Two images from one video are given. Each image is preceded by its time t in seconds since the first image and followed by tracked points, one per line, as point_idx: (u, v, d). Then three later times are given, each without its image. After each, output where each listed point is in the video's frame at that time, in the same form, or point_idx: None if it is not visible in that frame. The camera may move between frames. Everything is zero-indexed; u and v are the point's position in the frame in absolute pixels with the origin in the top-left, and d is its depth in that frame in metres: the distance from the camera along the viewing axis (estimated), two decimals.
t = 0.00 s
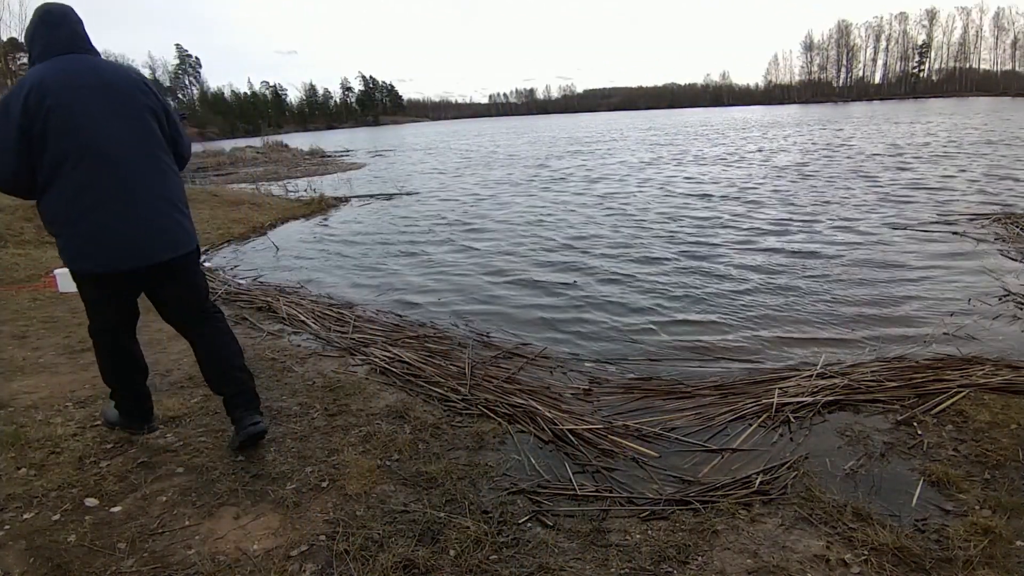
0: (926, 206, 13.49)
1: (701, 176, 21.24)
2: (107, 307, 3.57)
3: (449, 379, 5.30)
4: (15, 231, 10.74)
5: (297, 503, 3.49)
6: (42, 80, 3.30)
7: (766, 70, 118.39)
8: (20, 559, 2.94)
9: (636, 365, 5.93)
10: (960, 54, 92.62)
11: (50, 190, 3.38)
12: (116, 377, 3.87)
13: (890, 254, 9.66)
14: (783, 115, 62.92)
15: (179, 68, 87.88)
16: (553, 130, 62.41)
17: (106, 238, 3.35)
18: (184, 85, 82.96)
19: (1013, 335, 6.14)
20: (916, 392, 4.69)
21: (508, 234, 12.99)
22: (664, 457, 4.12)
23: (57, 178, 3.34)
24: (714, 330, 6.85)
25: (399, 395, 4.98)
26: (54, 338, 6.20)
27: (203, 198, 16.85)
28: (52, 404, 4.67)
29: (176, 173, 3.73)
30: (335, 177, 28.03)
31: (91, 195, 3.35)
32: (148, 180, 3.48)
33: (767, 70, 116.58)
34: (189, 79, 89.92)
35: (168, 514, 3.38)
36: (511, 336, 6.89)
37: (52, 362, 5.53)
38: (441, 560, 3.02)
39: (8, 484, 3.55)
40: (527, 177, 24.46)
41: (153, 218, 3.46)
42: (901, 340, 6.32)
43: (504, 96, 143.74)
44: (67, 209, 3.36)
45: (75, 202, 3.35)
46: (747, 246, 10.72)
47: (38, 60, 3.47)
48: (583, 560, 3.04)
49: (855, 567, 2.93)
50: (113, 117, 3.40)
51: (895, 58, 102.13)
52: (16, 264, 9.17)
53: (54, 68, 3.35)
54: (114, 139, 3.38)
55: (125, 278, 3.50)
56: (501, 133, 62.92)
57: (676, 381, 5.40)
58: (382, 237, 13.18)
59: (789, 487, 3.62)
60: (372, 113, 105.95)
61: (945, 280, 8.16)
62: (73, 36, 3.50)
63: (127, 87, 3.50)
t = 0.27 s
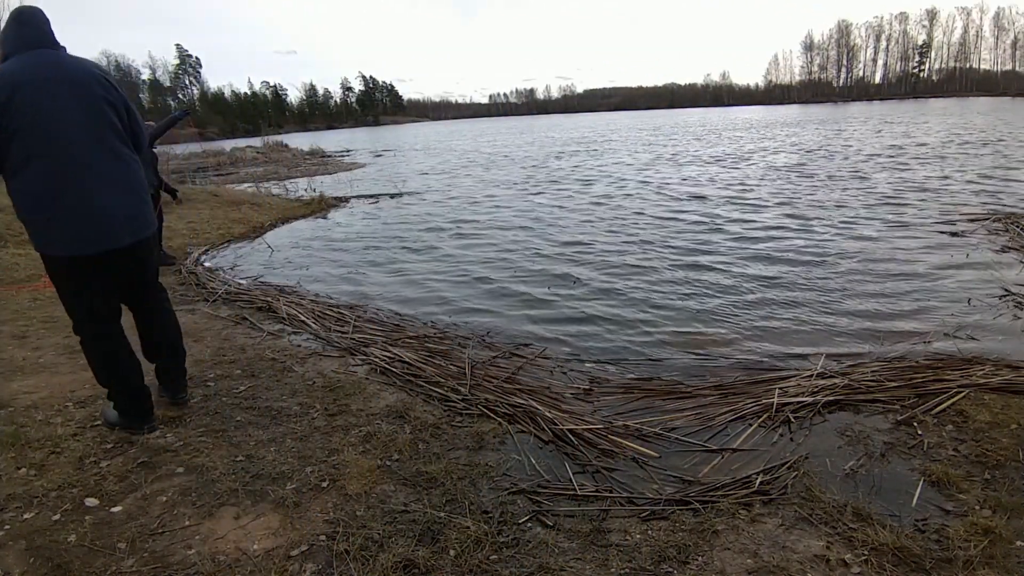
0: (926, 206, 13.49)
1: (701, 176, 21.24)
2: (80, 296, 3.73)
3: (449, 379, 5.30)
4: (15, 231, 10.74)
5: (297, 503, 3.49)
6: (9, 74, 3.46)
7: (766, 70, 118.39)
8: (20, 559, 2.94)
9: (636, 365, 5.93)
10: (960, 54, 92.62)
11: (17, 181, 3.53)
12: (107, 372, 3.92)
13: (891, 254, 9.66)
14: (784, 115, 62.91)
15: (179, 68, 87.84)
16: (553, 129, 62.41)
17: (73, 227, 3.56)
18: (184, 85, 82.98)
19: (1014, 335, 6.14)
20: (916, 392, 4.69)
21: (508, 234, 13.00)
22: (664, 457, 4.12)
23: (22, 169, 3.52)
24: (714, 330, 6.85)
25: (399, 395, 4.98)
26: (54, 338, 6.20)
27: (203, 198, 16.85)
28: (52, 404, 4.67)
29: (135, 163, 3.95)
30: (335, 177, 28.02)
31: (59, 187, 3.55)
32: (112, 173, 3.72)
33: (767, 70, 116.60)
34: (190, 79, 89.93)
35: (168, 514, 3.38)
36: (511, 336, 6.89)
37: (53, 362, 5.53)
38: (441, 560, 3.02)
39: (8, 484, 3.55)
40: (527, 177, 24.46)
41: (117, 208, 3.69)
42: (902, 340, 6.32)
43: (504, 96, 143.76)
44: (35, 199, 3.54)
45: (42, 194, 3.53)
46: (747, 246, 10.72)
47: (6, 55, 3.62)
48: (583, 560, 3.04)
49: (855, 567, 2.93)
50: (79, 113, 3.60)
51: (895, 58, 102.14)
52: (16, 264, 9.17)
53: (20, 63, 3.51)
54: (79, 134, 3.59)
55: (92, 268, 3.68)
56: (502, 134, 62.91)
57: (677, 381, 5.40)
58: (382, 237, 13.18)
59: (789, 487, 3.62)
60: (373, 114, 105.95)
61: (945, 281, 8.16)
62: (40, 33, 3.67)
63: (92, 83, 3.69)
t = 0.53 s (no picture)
0: (925, 206, 13.50)
1: (701, 176, 21.25)
2: (63, 296, 3.85)
3: (449, 379, 5.30)
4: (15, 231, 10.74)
5: (297, 503, 3.49)
6: (14, 88, 3.67)
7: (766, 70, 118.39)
8: (20, 559, 2.94)
9: (636, 365, 5.93)
10: (960, 54, 92.64)
11: (10, 186, 3.71)
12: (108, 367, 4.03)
13: (890, 254, 9.66)
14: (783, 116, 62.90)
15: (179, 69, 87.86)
16: (553, 129, 62.40)
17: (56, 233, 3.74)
18: (184, 85, 83.22)
19: (1013, 335, 6.14)
20: (916, 392, 4.69)
21: (508, 234, 13.00)
22: (664, 457, 4.12)
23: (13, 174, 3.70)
24: (713, 330, 6.85)
25: (399, 395, 4.98)
26: (54, 338, 6.20)
27: (203, 198, 16.85)
28: (52, 404, 4.67)
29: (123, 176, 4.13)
30: (335, 177, 28.03)
31: (49, 194, 3.73)
32: (98, 185, 3.90)
33: (767, 70, 116.70)
34: (190, 79, 89.93)
35: (168, 514, 3.38)
36: (511, 336, 6.89)
37: (53, 362, 5.53)
38: (441, 560, 3.02)
39: (7, 484, 3.55)
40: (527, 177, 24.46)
41: (100, 219, 3.87)
42: (901, 340, 6.32)
43: (504, 96, 143.77)
44: (25, 205, 3.71)
45: (32, 201, 3.71)
46: (747, 246, 10.73)
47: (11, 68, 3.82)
48: (583, 561, 3.04)
49: (855, 567, 2.92)
50: (73, 126, 3.77)
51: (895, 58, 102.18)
52: (16, 264, 9.17)
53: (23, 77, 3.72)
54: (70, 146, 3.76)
55: (73, 274, 3.84)
56: (502, 134, 62.92)
57: (676, 381, 5.40)
58: (382, 237, 13.19)
59: (789, 488, 3.62)
60: (373, 114, 105.92)
61: (944, 281, 8.17)
62: (47, 49, 3.88)
63: (89, 100, 3.86)
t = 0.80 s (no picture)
0: (926, 206, 13.50)
1: (701, 176, 21.25)
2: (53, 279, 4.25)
3: (449, 379, 5.30)
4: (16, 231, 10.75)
5: (297, 503, 3.49)
6: (19, 90, 4.06)
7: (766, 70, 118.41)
8: (20, 560, 2.94)
9: (637, 365, 5.93)
10: (960, 54, 92.64)
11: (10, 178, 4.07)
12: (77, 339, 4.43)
13: (890, 254, 9.66)
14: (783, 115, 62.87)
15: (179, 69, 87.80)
16: (553, 129, 62.38)
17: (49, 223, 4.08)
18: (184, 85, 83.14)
19: (1014, 335, 6.14)
20: (916, 392, 4.69)
21: (508, 234, 12.99)
22: (664, 457, 4.12)
23: (13, 170, 4.07)
24: (714, 330, 6.85)
25: (399, 395, 4.98)
26: (54, 338, 6.19)
27: (204, 198, 16.85)
28: (52, 404, 4.67)
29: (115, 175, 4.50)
30: (335, 177, 28.01)
31: (44, 187, 4.08)
32: (92, 180, 4.26)
33: (767, 70, 116.66)
34: (190, 80, 89.93)
35: (168, 514, 3.38)
36: (511, 336, 6.89)
37: (52, 362, 5.53)
38: (441, 560, 3.02)
39: (7, 484, 3.55)
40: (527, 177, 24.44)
41: (91, 212, 4.21)
42: (902, 340, 6.32)
43: (504, 96, 143.75)
44: (22, 195, 4.07)
45: (30, 192, 4.07)
46: (747, 246, 10.74)
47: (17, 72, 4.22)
48: (583, 561, 3.04)
49: (856, 567, 2.92)
50: (72, 126, 4.18)
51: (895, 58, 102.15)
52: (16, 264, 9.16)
53: (28, 80, 4.12)
54: (69, 145, 4.15)
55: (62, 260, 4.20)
56: (501, 134, 62.88)
57: (677, 381, 5.40)
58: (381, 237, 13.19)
59: (789, 488, 3.62)
60: (373, 114, 105.91)
61: (944, 281, 8.17)
62: (51, 57, 4.30)
63: (87, 104, 4.26)
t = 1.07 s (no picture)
0: (926, 206, 13.49)
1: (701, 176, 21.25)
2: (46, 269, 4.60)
3: (450, 379, 5.30)
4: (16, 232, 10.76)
5: (297, 503, 3.50)
6: (11, 89, 4.27)
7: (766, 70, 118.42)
8: (20, 560, 2.94)
9: (637, 365, 5.93)
10: (960, 54, 92.65)
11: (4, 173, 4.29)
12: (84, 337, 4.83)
13: (890, 254, 9.66)
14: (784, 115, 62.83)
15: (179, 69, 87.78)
16: (553, 130, 62.38)
17: (41, 216, 4.34)
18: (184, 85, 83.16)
19: (1013, 335, 6.14)
20: (916, 392, 4.69)
21: (508, 234, 12.99)
22: (664, 457, 4.12)
23: (4, 164, 4.28)
24: (714, 330, 6.85)
25: (399, 395, 4.98)
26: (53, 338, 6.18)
27: (204, 198, 16.85)
28: (52, 404, 4.67)
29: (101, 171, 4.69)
30: (335, 177, 28.00)
31: (36, 182, 4.31)
32: (80, 176, 4.47)
33: (767, 70, 116.62)
34: (190, 80, 89.91)
35: (168, 514, 3.38)
36: (511, 336, 6.89)
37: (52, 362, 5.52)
38: (441, 560, 3.02)
39: (7, 484, 3.54)
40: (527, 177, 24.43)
41: (78, 206, 4.43)
42: (901, 340, 6.31)
43: (504, 96, 143.72)
44: (18, 191, 4.30)
45: (24, 188, 4.30)
46: (746, 246, 10.73)
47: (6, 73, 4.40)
48: (583, 561, 3.04)
49: (855, 567, 2.93)
50: (62, 125, 4.39)
51: (895, 58, 102.14)
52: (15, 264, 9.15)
53: (19, 81, 4.32)
54: (58, 142, 4.36)
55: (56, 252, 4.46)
56: (501, 134, 62.84)
57: (677, 381, 5.40)
58: (382, 237, 13.18)
59: (788, 487, 3.62)
60: (372, 114, 105.88)
61: (944, 281, 8.17)
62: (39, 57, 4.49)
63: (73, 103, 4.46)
